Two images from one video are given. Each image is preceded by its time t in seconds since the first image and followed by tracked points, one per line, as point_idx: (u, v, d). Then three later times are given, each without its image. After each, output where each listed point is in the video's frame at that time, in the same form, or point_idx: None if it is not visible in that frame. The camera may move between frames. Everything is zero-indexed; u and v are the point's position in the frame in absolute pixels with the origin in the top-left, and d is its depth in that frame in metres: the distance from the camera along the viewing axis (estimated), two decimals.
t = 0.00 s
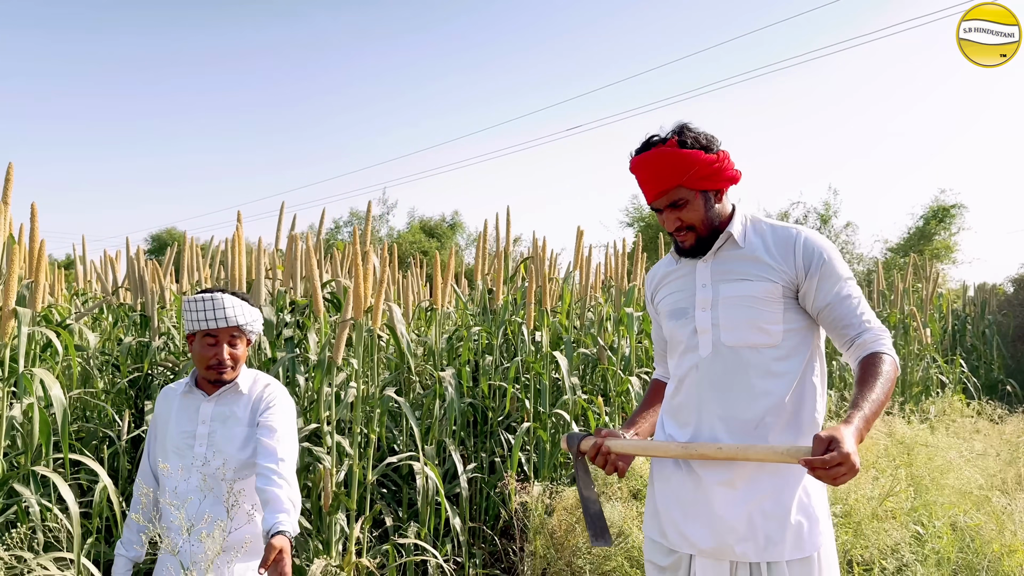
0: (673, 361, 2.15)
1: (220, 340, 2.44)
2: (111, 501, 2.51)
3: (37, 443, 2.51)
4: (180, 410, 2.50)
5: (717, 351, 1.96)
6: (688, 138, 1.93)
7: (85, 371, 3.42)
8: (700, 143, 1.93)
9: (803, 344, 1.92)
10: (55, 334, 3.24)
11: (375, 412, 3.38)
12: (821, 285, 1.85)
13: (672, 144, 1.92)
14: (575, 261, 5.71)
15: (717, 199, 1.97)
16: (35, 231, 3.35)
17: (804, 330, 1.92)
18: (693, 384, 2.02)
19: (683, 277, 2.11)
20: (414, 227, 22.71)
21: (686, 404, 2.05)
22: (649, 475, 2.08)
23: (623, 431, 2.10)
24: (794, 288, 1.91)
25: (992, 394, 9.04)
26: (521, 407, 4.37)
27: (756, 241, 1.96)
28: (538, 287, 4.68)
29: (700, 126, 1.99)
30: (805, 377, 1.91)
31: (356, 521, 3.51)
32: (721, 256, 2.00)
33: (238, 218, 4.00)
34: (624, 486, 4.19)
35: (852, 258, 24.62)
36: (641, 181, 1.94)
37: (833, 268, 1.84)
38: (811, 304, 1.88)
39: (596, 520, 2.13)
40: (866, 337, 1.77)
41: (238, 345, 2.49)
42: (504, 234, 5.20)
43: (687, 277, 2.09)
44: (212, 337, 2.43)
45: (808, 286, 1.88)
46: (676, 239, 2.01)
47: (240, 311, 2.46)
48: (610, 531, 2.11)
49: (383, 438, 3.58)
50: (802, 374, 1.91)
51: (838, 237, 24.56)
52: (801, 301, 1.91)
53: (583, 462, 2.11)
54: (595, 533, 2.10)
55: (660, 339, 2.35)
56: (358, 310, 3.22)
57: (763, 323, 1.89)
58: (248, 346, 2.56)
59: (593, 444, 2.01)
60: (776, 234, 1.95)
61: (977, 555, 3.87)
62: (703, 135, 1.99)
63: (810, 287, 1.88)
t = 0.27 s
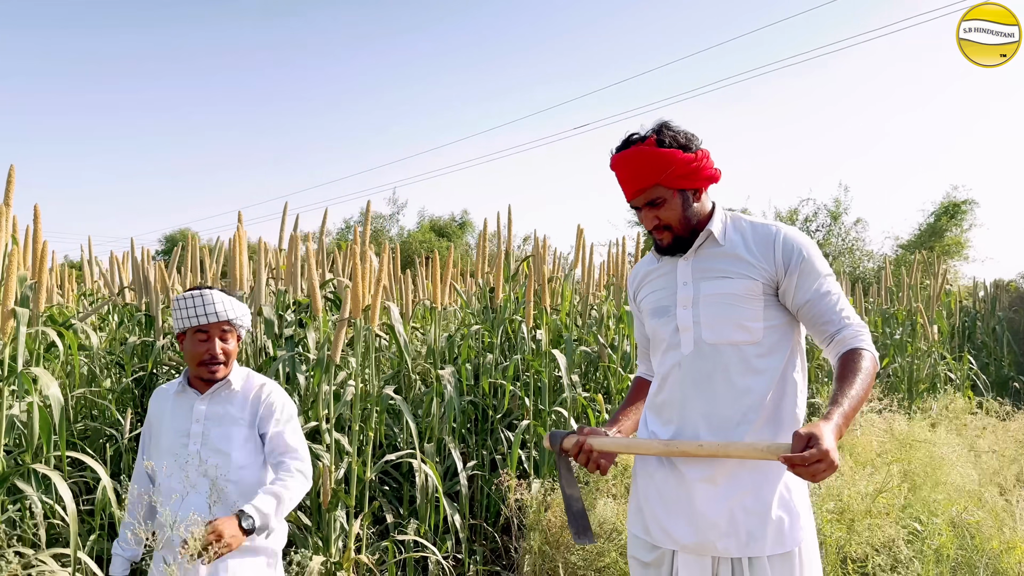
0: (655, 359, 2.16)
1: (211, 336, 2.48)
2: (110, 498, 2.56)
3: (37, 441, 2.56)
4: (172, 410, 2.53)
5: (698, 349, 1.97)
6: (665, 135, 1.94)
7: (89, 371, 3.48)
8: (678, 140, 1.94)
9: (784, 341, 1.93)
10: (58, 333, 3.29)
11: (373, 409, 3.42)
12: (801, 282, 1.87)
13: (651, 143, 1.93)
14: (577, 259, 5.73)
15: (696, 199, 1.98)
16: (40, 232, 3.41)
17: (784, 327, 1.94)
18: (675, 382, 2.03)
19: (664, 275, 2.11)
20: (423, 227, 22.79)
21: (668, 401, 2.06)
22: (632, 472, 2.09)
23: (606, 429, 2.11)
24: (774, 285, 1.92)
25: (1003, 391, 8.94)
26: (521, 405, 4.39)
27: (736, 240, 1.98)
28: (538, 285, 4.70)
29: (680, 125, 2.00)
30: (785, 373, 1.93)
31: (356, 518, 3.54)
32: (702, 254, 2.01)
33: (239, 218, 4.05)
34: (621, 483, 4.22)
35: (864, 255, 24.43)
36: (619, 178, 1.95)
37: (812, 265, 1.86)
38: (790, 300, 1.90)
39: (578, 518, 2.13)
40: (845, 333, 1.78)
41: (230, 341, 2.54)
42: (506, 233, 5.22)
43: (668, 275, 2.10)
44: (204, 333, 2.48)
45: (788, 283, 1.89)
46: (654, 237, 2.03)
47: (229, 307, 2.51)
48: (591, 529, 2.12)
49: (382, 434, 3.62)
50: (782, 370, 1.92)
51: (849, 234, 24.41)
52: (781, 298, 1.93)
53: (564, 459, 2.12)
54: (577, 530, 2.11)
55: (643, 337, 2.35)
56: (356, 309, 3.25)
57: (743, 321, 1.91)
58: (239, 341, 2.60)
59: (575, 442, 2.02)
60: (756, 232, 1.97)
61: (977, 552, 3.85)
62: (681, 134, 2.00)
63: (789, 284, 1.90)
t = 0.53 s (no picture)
0: (643, 353, 2.17)
1: (204, 331, 2.52)
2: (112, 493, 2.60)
3: (39, 436, 2.62)
4: (166, 408, 2.56)
5: (683, 344, 1.97)
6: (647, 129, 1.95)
7: (94, 369, 3.55)
8: (660, 134, 1.94)
9: (768, 335, 1.93)
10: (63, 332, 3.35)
11: (373, 406, 3.43)
12: (785, 275, 1.86)
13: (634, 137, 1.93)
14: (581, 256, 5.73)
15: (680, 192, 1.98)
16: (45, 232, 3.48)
17: (769, 321, 1.94)
18: (661, 377, 2.04)
19: (651, 270, 2.12)
20: (433, 225, 22.87)
21: (655, 396, 2.07)
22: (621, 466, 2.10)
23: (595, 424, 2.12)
24: (758, 278, 1.92)
25: (1016, 387, 8.83)
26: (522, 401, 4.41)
27: (720, 233, 1.98)
28: (540, 281, 4.71)
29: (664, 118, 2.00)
30: (770, 367, 1.93)
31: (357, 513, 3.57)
32: (687, 248, 2.01)
33: (241, 217, 4.10)
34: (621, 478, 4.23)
35: (876, 251, 24.22)
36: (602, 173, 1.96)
37: (796, 258, 1.86)
38: (775, 294, 1.89)
39: (572, 513, 2.17)
40: (829, 326, 1.78)
41: (221, 335, 2.58)
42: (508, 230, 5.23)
43: (654, 270, 2.11)
44: (197, 328, 2.51)
45: (773, 277, 1.89)
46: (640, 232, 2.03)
47: (219, 302, 2.56)
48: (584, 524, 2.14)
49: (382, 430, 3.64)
50: (768, 364, 1.92)
51: (861, 229, 24.23)
52: (766, 292, 1.93)
53: (557, 454, 2.14)
54: (569, 525, 2.13)
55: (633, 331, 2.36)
56: (354, 306, 3.26)
57: (727, 315, 1.91)
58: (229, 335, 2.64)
59: (565, 437, 2.03)
60: (741, 225, 1.97)
61: (978, 546, 3.82)
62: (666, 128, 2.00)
63: (774, 277, 1.89)
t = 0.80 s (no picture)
0: (637, 352, 2.19)
1: (199, 333, 2.55)
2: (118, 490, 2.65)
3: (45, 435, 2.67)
4: (163, 411, 2.59)
5: (674, 343, 1.99)
6: (635, 128, 1.95)
7: (101, 368, 3.61)
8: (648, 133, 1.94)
9: (759, 334, 1.94)
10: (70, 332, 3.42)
11: (375, 405, 3.45)
12: (773, 274, 1.86)
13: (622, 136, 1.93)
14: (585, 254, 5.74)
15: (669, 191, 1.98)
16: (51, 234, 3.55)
17: (760, 319, 1.94)
18: (654, 375, 2.06)
19: (644, 269, 2.13)
20: (441, 224, 22.93)
21: (649, 394, 2.09)
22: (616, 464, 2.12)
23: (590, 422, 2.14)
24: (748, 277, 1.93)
25: None
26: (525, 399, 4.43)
27: (710, 232, 1.98)
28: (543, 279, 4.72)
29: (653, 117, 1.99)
30: (761, 365, 1.93)
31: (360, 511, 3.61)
32: (678, 248, 2.02)
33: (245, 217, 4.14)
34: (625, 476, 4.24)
35: (887, 247, 24.05)
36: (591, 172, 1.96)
37: (785, 257, 1.85)
38: (764, 292, 1.89)
39: (569, 510, 2.18)
40: (818, 326, 1.78)
41: (214, 336, 2.61)
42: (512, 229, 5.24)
43: (647, 269, 2.12)
44: (192, 330, 2.53)
45: (761, 276, 1.89)
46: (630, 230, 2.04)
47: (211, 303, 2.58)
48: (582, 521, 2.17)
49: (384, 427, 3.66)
50: (759, 362, 1.93)
51: (871, 225, 24.08)
52: (755, 290, 1.93)
53: (554, 454, 2.15)
54: (566, 523, 2.15)
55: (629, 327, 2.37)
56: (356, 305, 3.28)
57: (717, 315, 1.92)
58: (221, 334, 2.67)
59: (561, 436, 2.05)
60: (730, 224, 1.97)
61: (980, 543, 3.92)
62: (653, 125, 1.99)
63: (763, 276, 1.89)
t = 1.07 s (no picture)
0: (635, 350, 2.20)
1: (209, 330, 2.57)
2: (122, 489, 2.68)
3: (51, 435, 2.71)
4: (173, 409, 2.60)
5: (670, 342, 2.01)
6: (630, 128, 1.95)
7: (108, 369, 3.65)
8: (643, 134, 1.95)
9: (754, 333, 1.95)
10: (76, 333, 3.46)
11: (379, 404, 3.47)
12: (767, 273, 1.87)
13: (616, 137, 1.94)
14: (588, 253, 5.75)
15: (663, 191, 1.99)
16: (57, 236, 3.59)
17: (755, 319, 1.95)
18: (651, 374, 2.08)
19: (640, 269, 2.14)
20: (446, 224, 22.99)
21: (646, 393, 2.11)
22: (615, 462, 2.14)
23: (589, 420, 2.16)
24: (741, 276, 1.94)
25: None
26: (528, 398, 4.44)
27: (704, 232, 1.99)
28: (545, 278, 4.74)
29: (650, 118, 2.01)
30: (756, 364, 1.94)
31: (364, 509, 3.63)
32: (673, 247, 2.04)
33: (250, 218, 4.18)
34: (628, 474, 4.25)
35: (893, 244, 23.97)
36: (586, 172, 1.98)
37: (778, 256, 1.86)
38: (758, 292, 1.90)
39: (566, 507, 2.21)
40: (812, 324, 1.79)
41: (224, 334, 2.64)
42: (515, 228, 5.25)
43: (643, 269, 2.13)
44: (202, 328, 2.56)
45: (755, 275, 1.90)
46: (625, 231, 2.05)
47: (221, 303, 2.61)
48: (577, 518, 2.22)
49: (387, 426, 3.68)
50: (754, 361, 1.94)
51: (877, 223, 24.01)
52: (749, 289, 1.94)
53: (552, 451, 2.17)
54: (564, 520, 2.18)
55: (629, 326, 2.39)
56: (359, 305, 3.30)
57: (711, 314, 1.93)
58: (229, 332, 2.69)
59: (559, 434, 2.07)
60: (724, 223, 1.98)
61: (982, 540, 3.96)
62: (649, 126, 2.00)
63: (756, 275, 1.90)
